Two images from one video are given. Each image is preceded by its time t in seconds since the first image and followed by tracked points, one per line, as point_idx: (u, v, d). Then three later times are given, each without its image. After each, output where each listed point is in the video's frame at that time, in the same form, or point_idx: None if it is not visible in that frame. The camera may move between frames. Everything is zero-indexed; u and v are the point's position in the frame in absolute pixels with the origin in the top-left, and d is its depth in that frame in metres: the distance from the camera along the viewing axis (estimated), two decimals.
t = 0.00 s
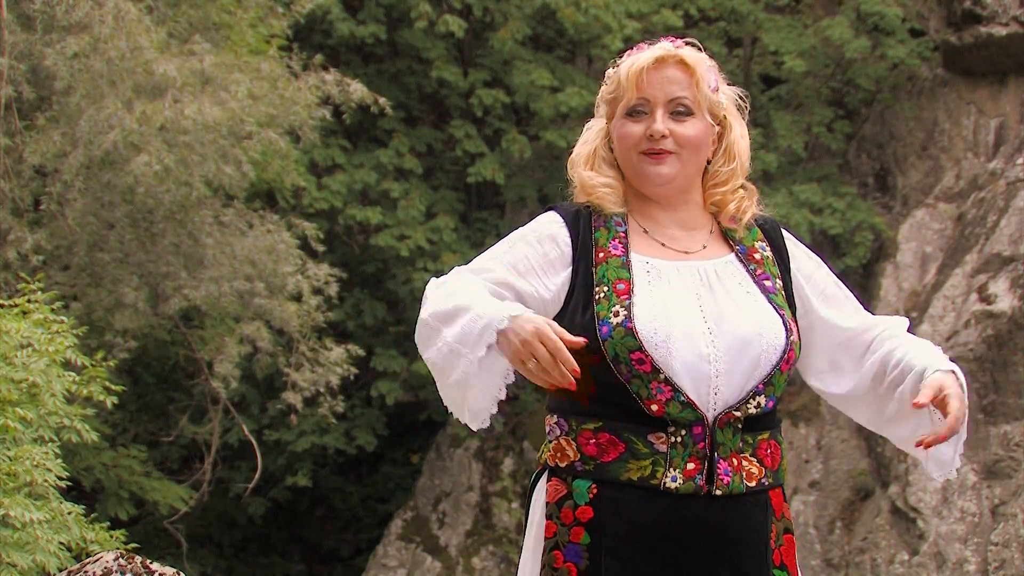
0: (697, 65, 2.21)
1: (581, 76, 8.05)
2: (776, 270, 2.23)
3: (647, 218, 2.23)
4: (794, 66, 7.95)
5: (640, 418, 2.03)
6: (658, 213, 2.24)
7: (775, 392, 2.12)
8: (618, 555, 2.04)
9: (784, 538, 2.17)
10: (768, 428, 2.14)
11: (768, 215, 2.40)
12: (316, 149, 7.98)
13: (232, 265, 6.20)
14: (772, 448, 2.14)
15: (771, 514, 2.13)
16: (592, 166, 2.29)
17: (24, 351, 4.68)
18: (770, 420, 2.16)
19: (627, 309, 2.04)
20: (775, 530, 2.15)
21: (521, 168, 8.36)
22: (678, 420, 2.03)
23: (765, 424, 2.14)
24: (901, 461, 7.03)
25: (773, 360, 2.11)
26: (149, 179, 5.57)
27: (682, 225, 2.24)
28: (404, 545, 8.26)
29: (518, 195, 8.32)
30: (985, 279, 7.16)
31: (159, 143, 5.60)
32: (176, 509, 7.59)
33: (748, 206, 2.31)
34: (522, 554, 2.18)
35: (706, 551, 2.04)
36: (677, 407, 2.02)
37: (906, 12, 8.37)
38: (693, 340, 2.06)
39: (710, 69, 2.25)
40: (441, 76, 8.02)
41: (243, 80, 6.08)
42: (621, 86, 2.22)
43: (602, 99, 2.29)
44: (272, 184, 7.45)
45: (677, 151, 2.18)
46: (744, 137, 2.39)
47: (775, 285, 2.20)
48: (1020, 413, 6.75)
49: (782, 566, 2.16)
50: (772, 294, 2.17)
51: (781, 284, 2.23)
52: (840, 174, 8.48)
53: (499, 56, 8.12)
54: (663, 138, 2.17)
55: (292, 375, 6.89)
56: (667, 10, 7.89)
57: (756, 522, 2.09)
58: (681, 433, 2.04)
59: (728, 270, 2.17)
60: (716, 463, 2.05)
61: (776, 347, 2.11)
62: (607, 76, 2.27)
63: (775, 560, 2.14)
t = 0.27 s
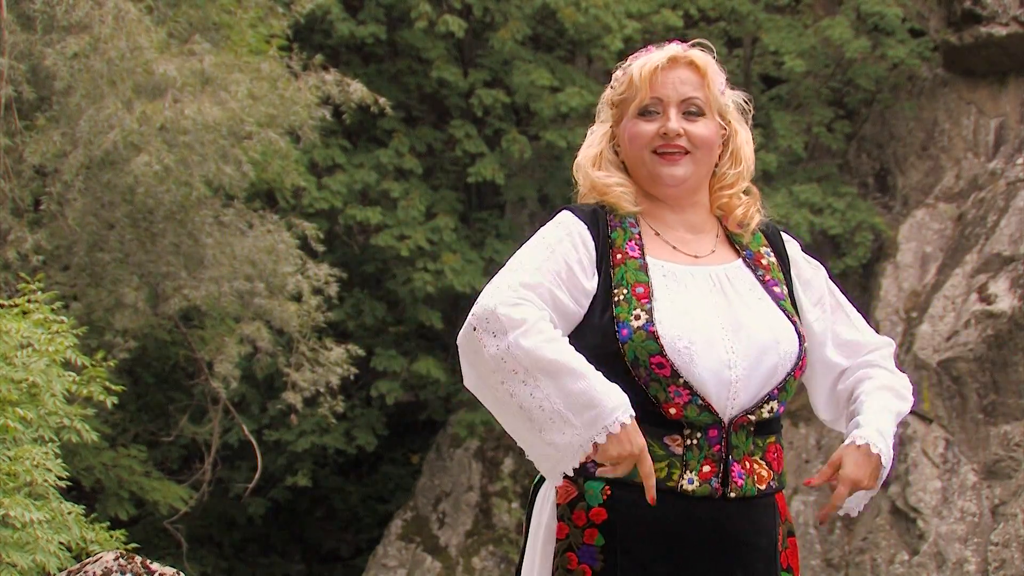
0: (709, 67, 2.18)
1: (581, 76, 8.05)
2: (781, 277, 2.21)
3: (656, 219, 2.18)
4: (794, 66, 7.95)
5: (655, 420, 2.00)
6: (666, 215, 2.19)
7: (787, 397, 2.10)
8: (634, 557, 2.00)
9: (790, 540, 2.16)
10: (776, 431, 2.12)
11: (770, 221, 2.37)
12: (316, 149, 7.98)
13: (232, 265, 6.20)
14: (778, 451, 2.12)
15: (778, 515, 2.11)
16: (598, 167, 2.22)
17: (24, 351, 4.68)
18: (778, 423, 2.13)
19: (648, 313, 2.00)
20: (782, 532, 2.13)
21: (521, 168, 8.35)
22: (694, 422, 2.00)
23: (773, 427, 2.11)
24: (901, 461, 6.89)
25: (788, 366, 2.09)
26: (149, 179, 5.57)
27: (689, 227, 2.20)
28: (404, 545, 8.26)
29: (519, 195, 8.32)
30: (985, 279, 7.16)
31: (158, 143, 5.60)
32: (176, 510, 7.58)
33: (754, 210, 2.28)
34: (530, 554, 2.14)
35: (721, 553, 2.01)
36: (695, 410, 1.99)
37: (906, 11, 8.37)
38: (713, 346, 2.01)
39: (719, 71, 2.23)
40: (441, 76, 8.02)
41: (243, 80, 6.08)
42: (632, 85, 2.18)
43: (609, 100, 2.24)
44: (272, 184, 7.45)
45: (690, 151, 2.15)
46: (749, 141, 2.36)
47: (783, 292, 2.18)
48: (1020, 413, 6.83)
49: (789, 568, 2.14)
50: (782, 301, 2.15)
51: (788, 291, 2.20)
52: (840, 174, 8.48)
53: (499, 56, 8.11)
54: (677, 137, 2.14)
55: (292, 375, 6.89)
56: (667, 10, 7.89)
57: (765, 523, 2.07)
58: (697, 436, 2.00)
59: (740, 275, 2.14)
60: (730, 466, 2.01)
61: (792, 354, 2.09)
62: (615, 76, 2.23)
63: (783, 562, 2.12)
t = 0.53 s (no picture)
0: (718, 66, 2.18)
1: (581, 76, 8.06)
2: (783, 275, 2.20)
3: (660, 216, 2.18)
4: (794, 66, 7.95)
5: (660, 418, 2.00)
6: (670, 212, 2.18)
7: (790, 395, 2.10)
8: (639, 556, 1.99)
9: (793, 538, 2.17)
10: (778, 430, 2.12)
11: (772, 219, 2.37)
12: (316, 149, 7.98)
13: (232, 266, 6.21)
14: (780, 450, 2.12)
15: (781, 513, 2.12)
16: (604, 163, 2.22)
17: (24, 351, 4.68)
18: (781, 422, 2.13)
19: (652, 309, 1.99)
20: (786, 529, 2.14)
21: (521, 168, 8.36)
22: (698, 421, 1.99)
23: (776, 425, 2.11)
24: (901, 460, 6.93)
25: (791, 363, 2.08)
26: (149, 179, 5.57)
27: (693, 225, 2.20)
28: (404, 545, 8.26)
29: (519, 195, 8.32)
30: (985, 279, 7.16)
31: (159, 143, 5.60)
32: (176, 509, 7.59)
33: (757, 207, 2.27)
34: (533, 553, 2.14)
35: (726, 553, 2.01)
36: (700, 408, 1.98)
37: (906, 11, 8.36)
38: (716, 344, 2.01)
39: (728, 70, 2.23)
40: (441, 76, 8.02)
41: (243, 80, 6.09)
42: (641, 82, 2.18)
43: (617, 94, 2.24)
44: (272, 184, 7.45)
45: (696, 150, 2.15)
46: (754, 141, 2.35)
47: (786, 290, 2.18)
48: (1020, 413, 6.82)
49: (793, 567, 2.14)
50: (784, 298, 2.15)
51: (790, 289, 2.19)
52: (840, 175, 8.48)
53: (499, 56, 8.11)
54: (684, 135, 2.14)
55: (292, 375, 6.89)
56: (667, 10, 7.89)
57: (771, 520, 2.07)
58: (701, 435, 2.00)
59: (742, 273, 2.14)
60: (734, 465, 2.01)
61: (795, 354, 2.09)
62: (623, 72, 2.23)
63: (787, 561, 2.13)
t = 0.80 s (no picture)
0: (719, 72, 2.17)
1: (581, 76, 8.06)
2: (782, 275, 2.19)
3: (656, 220, 2.18)
4: (794, 66, 7.95)
5: (649, 421, 2.00)
6: (667, 214, 2.19)
7: (783, 395, 2.08)
8: (630, 557, 2.01)
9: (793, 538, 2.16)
10: (775, 432, 2.11)
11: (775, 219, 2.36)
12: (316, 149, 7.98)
13: (232, 265, 6.21)
14: (778, 451, 2.11)
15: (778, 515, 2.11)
16: (602, 164, 2.22)
17: (24, 351, 4.68)
18: (778, 423, 2.12)
19: (638, 312, 1.99)
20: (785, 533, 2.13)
21: (521, 168, 8.36)
22: (687, 423, 1.99)
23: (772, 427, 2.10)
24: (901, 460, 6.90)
25: (782, 363, 2.06)
26: (149, 179, 5.57)
27: (690, 227, 2.20)
28: (404, 545, 8.26)
29: (519, 195, 8.33)
30: (985, 279, 7.16)
31: (159, 143, 5.60)
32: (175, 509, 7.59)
33: (755, 207, 2.26)
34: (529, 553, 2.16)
35: (716, 554, 2.02)
36: (687, 410, 1.98)
37: (906, 11, 8.37)
38: (703, 346, 2.00)
39: (729, 74, 2.21)
40: (441, 76, 8.02)
41: (243, 80, 6.09)
42: (641, 85, 2.16)
43: (616, 95, 2.23)
44: (272, 184, 7.45)
45: (694, 156, 2.14)
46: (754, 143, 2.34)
47: (782, 289, 2.16)
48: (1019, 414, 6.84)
49: (790, 567, 2.15)
50: (779, 298, 2.13)
51: (788, 289, 2.18)
52: (840, 175, 8.48)
53: (499, 56, 8.11)
54: (682, 142, 2.13)
55: (292, 375, 6.90)
56: (667, 10, 7.89)
57: (764, 522, 2.07)
58: (691, 437, 1.99)
59: (736, 274, 2.13)
60: (725, 467, 2.01)
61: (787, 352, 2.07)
62: (624, 74, 2.21)
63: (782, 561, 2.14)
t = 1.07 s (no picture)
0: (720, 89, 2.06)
1: (581, 76, 8.06)
2: (774, 270, 2.12)
3: (643, 227, 2.14)
4: (794, 66, 7.94)
5: (636, 423, 1.99)
6: (655, 223, 2.14)
7: (775, 391, 2.03)
8: (621, 559, 2.00)
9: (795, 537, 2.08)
10: (772, 426, 2.05)
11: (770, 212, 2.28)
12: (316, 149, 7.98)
13: (233, 266, 6.21)
14: (778, 446, 2.05)
15: (776, 512, 2.06)
16: (592, 166, 2.16)
17: (24, 351, 4.68)
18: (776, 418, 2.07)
19: (618, 315, 1.98)
20: (782, 529, 2.06)
21: (521, 168, 8.36)
22: (674, 422, 1.98)
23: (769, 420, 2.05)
24: (901, 461, 6.90)
25: (771, 360, 2.01)
26: (149, 179, 5.58)
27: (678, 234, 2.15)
28: (404, 546, 8.26)
29: (519, 196, 8.32)
30: (985, 279, 7.17)
31: (159, 143, 5.60)
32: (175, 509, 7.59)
33: (743, 207, 2.18)
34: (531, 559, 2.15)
35: (709, 553, 2.00)
36: (672, 410, 1.97)
37: (906, 11, 8.37)
38: (687, 346, 1.98)
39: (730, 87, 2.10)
40: (441, 76, 8.02)
41: (244, 80, 6.09)
42: (639, 98, 2.06)
43: (615, 93, 2.12)
44: (272, 184, 7.45)
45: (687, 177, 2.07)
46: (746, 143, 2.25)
47: (772, 285, 2.09)
48: (1019, 413, 6.83)
49: (791, 565, 2.07)
50: (768, 295, 2.07)
51: (782, 285, 2.11)
52: (840, 175, 8.48)
53: (499, 56, 8.11)
54: (676, 163, 2.05)
55: (292, 375, 6.90)
56: (667, 10, 7.90)
57: (759, 519, 2.03)
58: (678, 436, 1.98)
59: (723, 271, 2.08)
60: (715, 464, 1.98)
61: (775, 346, 2.02)
62: (621, 78, 2.11)
63: (781, 559, 2.07)
